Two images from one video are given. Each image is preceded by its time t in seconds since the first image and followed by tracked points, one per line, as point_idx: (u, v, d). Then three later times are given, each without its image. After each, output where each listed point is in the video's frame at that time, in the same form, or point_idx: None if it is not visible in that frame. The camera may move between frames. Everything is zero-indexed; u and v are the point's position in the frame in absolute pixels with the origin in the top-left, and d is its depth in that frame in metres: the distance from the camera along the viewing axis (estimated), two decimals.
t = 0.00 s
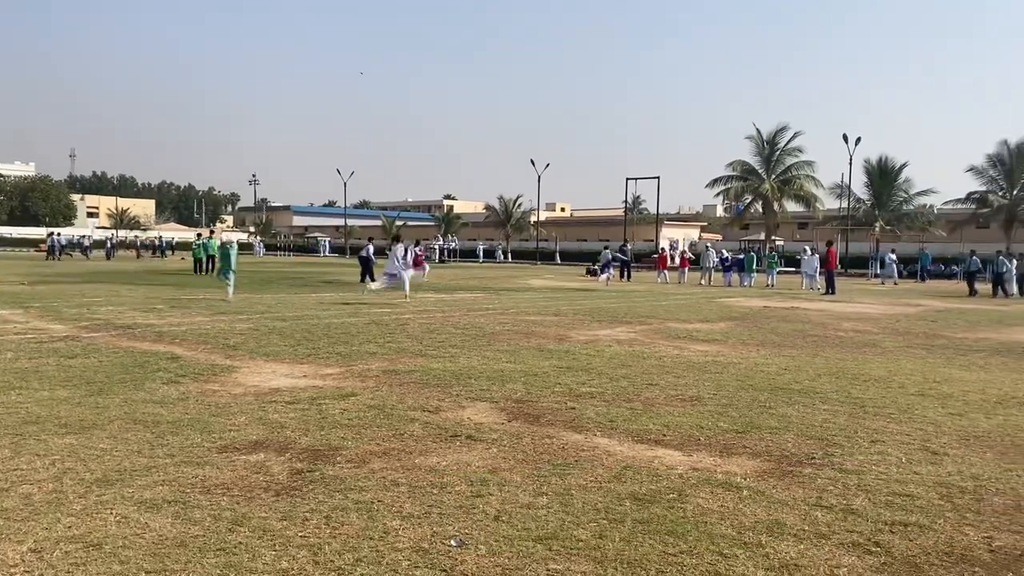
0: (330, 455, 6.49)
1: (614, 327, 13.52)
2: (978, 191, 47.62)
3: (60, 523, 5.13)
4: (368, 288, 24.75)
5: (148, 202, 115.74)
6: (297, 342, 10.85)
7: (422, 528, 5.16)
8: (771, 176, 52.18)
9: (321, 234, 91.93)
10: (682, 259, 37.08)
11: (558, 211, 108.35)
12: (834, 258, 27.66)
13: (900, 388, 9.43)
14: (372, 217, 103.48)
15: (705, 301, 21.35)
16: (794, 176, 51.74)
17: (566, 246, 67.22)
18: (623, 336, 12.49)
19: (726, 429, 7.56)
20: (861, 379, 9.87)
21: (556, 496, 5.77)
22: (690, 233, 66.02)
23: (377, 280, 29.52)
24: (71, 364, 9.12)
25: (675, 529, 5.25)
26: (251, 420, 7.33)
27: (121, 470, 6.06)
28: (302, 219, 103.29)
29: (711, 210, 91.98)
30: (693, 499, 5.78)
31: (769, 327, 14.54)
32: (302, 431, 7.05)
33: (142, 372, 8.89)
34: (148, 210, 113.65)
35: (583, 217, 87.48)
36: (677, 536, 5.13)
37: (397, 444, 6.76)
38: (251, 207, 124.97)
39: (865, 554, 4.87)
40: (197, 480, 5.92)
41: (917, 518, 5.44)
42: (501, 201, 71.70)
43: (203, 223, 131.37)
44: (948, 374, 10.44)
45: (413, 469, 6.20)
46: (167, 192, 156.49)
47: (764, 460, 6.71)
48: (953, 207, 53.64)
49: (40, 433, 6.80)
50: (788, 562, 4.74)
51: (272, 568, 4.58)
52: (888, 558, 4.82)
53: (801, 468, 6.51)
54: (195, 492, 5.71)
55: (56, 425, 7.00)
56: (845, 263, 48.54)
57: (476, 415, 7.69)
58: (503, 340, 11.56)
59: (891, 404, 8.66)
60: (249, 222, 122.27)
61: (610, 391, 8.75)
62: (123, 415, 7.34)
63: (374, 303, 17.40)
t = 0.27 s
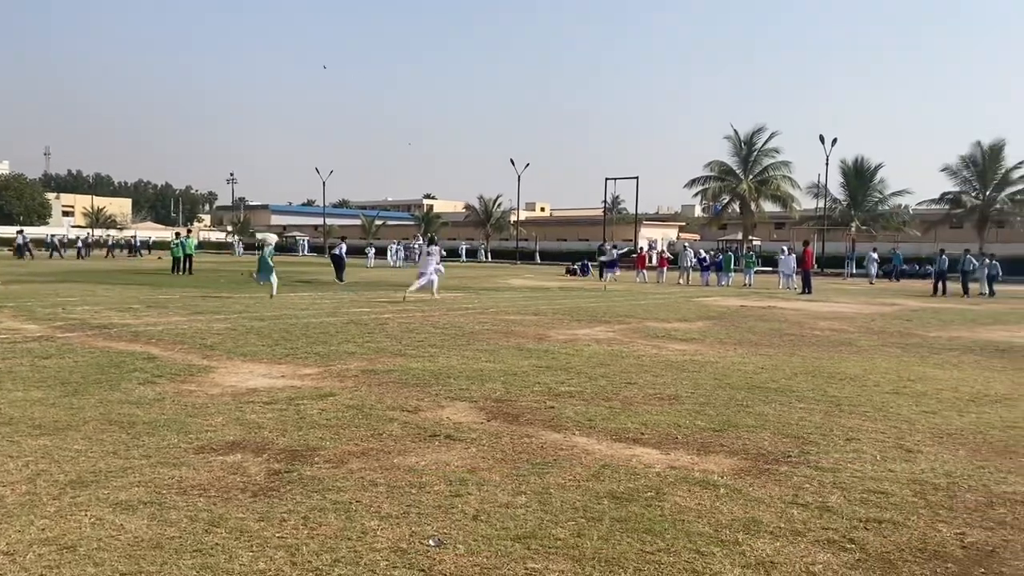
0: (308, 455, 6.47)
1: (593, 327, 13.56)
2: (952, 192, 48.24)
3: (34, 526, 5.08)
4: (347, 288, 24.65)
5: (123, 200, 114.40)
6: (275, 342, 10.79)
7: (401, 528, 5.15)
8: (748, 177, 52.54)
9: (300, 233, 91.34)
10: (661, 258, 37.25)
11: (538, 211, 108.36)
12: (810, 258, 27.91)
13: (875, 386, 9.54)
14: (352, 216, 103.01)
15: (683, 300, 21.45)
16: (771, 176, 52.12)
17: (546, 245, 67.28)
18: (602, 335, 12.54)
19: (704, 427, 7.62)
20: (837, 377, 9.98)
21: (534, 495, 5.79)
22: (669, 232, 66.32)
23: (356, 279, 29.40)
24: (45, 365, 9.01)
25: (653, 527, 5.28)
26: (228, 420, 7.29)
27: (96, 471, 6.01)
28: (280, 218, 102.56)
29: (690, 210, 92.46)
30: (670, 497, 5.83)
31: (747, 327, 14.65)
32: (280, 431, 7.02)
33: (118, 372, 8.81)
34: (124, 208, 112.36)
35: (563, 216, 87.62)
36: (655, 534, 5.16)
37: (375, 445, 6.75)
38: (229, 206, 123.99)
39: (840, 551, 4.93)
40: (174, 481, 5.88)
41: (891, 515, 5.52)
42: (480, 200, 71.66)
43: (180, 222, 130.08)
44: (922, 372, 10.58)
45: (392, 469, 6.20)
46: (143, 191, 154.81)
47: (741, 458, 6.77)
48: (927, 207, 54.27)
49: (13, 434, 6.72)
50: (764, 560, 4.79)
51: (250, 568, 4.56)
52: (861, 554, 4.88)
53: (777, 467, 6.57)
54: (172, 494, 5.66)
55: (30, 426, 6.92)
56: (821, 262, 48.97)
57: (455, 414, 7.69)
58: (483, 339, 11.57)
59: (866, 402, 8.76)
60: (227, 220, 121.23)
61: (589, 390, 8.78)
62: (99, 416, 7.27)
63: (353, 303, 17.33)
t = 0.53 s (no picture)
0: (285, 457, 6.42)
1: (573, 327, 13.58)
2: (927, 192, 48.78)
3: (5, 529, 5.00)
4: (325, 288, 24.51)
5: (99, 200, 113.07)
6: (252, 342, 10.71)
7: (378, 530, 5.12)
8: (726, 177, 52.85)
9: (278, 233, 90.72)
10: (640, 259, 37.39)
11: (518, 211, 108.42)
12: (788, 258, 28.12)
13: (851, 386, 9.61)
14: (331, 216, 102.54)
15: (663, 300, 21.54)
16: (749, 177, 52.46)
17: (526, 245, 67.31)
18: (582, 335, 12.57)
19: (682, 427, 7.64)
20: (815, 377, 10.05)
21: (513, 495, 5.78)
22: (649, 233, 66.57)
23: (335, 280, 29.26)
24: (17, 366, 8.88)
25: (631, 527, 5.29)
26: (204, 421, 7.22)
27: (69, 474, 5.93)
28: (258, 217, 101.80)
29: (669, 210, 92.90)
30: (648, 496, 5.84)
31: (725, 326, 14.74)
32: (257, 433, 6.96)
33: (92, 373, 8.70)
34: (100, 207, 111.10)
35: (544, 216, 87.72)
36: (633, 534, 5.17)
37: (353, 446, 6.70)
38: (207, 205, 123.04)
39: (817, 549, 4.96)
40: (149, 483, 5.81)
41: (867, 514, 5.56)
42: (461, 200, 71.59)
43: (157, 222, 128.79)
44: (898, 372, 10.68)
45: (369, 470, 6.16)
46: (120, 190, 153.18)
47: (718, 457, 6.80)
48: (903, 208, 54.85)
49: None
50: (741, 559, 4.81)
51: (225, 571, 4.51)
52: (838, 553, 4.91)
53: (755, 466, 6.61)
54: (146, 496, 5.60)
55: (1, 429, 6.81)
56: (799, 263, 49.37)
57: (434, 415, 7.66)
58: (462, 340, 11.55)
59: (842, 402, 8.83)
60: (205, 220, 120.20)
61: (568, 390, 8.79)
62: (72, 418, 7.18)
63: (331, 303, 17.25)
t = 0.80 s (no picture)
0: (262, 458, 6.36)
1: (553, 327, 13.59)
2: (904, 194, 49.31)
3: None
4: (304, 288, 24.35)
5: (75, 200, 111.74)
6: (230, 343, 10.62)
7: (356, 533, 5.08)
8: (706, 179, 53.15)
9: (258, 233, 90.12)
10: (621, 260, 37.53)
11: (498, 212, 108.44)
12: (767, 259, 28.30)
13: (829, 386, 9.68)
14: (311, 216, 102.05)
15: (643, 300, 21.62)
16: (729, 179, 52.78)
17: (507, 247, 67.31)
18: (562, 336, 12.58)
19: (662, 427, 7.66)
20: (793, 377, 10.11)
21: (493, 496, 5.77)
22: (630, 234, 66.81)
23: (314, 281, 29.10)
24: None
25: (611, 527, 5.29)
26: (180, 423, 7.15)
27: (41, 477, 5.84)
28: (237, 218, 101.05)
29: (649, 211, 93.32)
30: (627, 497, 5.84)
31: (705, 327, 14.81)
32: (234, 435, 6.90)
33: (66, 375, 8.58)
34: (76, 207, 109.85)
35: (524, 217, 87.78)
36: (613, 534, 5.17)
37: (331, 448, 6.66)
38: (185, 205, 122.03)
39: (795, 549, 4.99)
40: (123, 486, 5.74)
41: (845, 513, 5.59)
42: (442, 201, 71.50)
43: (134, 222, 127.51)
44: (875, 371, 10.76)
45: (348, 472, 6.12)
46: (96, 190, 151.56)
47: (698, 457, 6.81)
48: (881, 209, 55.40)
49: None
50: (720, 558, 4.82)
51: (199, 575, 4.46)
52: (816, 552, 4.93)
53: (734, 465, 6.63)
54: (121, 499, 5.53)
55: None
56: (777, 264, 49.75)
57: (414, 416, 7.63)
58: (442, 340, 11.51)
59: (821, 401, 8.89)
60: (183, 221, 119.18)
61: (549, 390, 8.79)
62: (46, 420, 7.08)
63: (310, 304, 17.16)
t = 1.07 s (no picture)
0: (242, 461, 6.32)
1: (535, 328, 13.60)
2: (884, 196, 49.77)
3: None
4: (285, 290, 24.22)
5: (54, 200, 110.54)
6: (210, 345, 10.54)
7: (337, 536, 5.05)
8: (688, 181, 53.38)
9: (239, 234, 89.55)
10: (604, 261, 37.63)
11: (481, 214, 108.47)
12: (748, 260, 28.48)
13: (811, 387, 9.74)
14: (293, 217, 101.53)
15: (625, 301, 21.69)
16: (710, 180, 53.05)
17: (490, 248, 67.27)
18: (545, 337, 12.59)
19: (644, 428, 7.68)
20: (774, 377, 10.18)
21: (475, 498, 5.76)
22: (613, 235, 66.99)
23: (295, 283, 28.96)
24: None
25: (593, 528, 5.30)
26: (160, 425, 7.08)
27: (18, 481, 5.77)
28: (218, 219, 100.37)
29: (631, 213, 93.72)
30: (609, 499, 5.84)
31: (687, 328, 14.88)
32: (214, 437, 6.84)
33: (43, 377, 8.47)
34: (55, 207, 108.74)
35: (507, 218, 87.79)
36: (595, 535, 5.17)
37: (312, 450, 6.62)
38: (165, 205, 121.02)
39: (777, 549, 5.01)
40: (102, 490, 5.67)
41: (826, 514, 5.63)
42: (424, 202, 71.37)
43: (114, 222, 126.40)
44: (856, 372, 10.86)
45: (329, 475, 6.10)
46: (75, 190, 150.06)
47: (680, 458, 6.84)
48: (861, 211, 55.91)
49: None
50: (702, 560, 4.84)
51: None
52: (798, 553, 4.96)
53: (716, 466, 6.66)
54: (99, 503, 5.47)
55: None
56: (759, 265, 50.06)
57: (396, 418, 7.60)
58: (423, 342, 11.50)
59: (802, 402, 8.94)
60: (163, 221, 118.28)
61: (532, 392, 8.79)
62: (23, 423, 6.99)
63: (291, 305, 17.07)
